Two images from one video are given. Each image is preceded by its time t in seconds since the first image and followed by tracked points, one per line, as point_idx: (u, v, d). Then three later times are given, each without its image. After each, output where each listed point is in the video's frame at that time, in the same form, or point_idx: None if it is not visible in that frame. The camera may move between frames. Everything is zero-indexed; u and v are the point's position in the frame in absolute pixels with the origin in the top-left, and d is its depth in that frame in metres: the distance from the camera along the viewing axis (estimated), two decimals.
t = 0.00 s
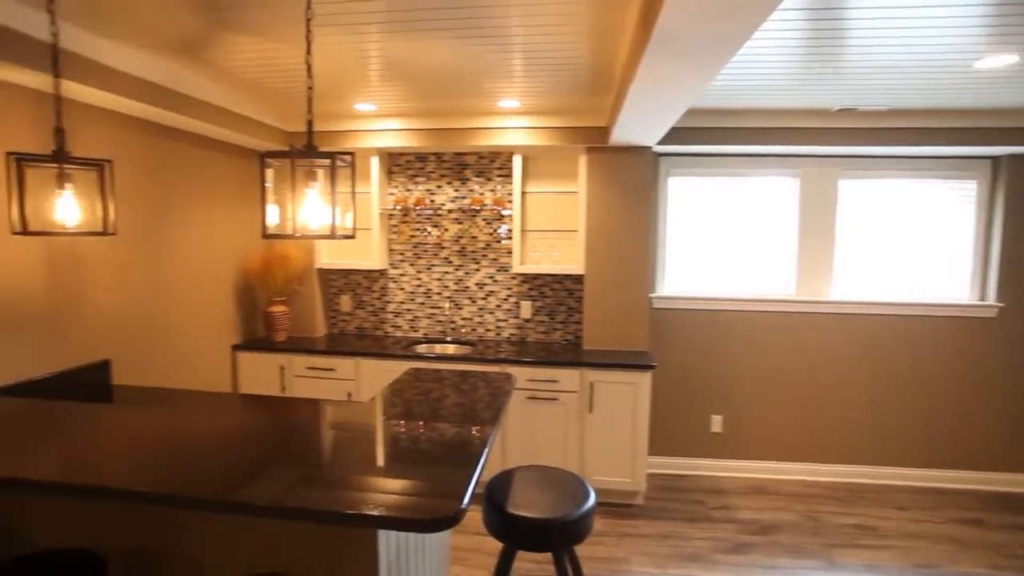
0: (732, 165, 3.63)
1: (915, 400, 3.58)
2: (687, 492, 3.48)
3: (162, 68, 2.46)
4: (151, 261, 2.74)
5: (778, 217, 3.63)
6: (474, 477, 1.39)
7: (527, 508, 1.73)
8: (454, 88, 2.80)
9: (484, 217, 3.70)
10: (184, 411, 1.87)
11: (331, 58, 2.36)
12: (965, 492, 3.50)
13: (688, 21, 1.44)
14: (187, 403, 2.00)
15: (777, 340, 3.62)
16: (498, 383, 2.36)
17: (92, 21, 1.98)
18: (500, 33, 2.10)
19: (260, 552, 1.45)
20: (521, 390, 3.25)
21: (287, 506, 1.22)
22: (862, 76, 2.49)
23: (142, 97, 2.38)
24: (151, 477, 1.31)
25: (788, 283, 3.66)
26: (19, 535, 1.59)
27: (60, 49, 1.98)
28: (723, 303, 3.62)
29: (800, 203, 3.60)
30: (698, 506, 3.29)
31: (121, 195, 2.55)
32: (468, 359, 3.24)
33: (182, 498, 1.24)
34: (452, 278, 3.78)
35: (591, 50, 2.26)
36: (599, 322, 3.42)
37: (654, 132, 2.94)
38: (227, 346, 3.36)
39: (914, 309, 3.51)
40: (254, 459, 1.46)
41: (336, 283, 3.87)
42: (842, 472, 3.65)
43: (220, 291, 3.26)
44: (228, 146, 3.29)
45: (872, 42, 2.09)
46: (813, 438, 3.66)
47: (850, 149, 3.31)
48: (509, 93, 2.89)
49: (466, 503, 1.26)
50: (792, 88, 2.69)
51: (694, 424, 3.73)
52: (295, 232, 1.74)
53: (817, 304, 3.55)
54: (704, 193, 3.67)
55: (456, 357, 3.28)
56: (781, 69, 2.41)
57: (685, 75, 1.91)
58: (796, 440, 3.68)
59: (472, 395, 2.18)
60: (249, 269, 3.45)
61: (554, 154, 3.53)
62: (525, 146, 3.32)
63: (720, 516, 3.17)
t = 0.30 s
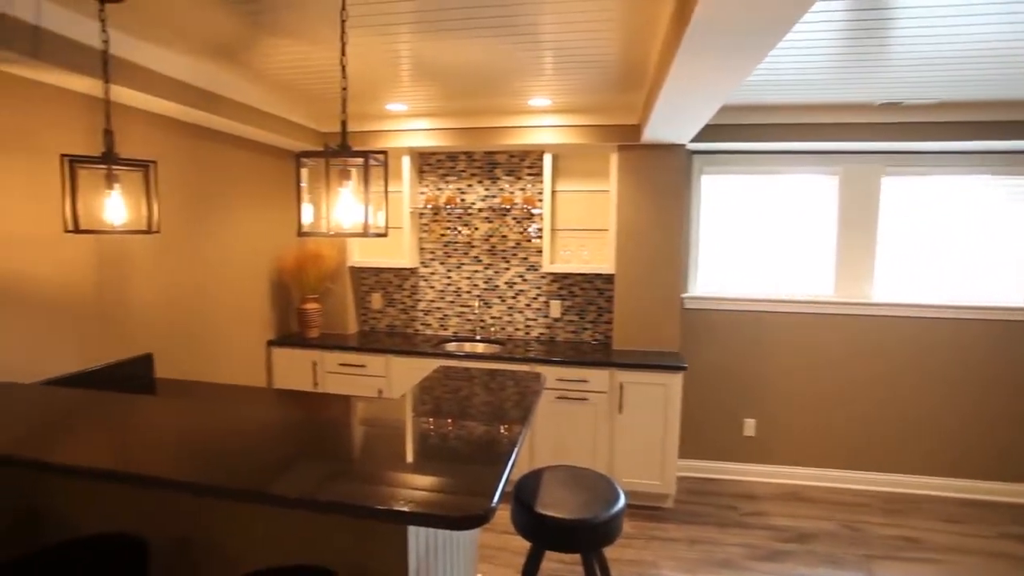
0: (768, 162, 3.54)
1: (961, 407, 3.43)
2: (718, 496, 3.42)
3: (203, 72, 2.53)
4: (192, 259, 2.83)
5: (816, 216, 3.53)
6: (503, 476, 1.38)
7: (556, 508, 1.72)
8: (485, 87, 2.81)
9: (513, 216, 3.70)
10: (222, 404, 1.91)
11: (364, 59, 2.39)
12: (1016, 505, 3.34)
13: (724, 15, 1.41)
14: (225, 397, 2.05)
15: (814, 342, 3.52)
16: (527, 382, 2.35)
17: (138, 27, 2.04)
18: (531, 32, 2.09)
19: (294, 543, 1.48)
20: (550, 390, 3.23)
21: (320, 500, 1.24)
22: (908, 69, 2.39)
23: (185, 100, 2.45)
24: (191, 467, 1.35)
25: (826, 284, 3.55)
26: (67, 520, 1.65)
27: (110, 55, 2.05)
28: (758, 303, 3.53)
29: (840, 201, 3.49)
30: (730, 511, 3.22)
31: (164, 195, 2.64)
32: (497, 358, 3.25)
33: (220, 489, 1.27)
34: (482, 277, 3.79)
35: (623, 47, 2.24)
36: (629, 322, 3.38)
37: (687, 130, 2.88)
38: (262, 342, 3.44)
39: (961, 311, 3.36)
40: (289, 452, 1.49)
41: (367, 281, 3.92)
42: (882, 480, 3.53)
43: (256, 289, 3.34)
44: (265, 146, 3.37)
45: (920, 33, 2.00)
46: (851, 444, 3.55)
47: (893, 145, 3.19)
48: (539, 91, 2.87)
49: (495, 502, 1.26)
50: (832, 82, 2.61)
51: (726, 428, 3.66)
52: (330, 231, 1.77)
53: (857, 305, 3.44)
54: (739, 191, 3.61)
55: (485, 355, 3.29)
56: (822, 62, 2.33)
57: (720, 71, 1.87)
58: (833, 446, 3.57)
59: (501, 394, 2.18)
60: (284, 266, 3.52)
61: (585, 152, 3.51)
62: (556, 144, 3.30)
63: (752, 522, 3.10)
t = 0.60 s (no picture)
0: (798, 159, 3.47)
1: (1002, 413, 3.30)
2: (744, 499, 3.36)
3: (235, 74, 2.58)
4: (223, 256, 2.89)
5: (848, 215, 3.45)
6: (527, 475, 1.38)
7: (579, 508, 1.72)
8: (510, 85, 2.80)
9: (538, 214, 3.69)
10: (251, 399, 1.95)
11: (390, 59, 2.41)
12: None
13: (755, 9, 1.37)
14: (254, 392, 2.10)
15: (845, 343, 3.43)
16: (550, 381, 2.34)
17: (173, 30, 2.09)
18: (556, 29, 2.08)
19: (320, 537, 1.50)
20: (573, 389, 3.22)
21: (346, 495, 1.26)
22: (948, 61, 2.31)
23: (218, 102, 2.50)
24: (223, 459, 1.38)
25: (858, 284, 3.47)
26: (105, 509, 1.70)
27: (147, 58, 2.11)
28: (787, 304, 3.46)
29: (874, 199, 3.39)
30: (757, 515, 3.16)
31: (197, 195, 2.70)
32: (520, 357, 3.25)
33: (249, 482, 1.29)
34: (505, 275, 3.79)
35: (650, 44, 2.21)
36: (654, 321, 3.34)
37: (713, 127, 2.84)
38: (290, 338, 3.50)
39: (1003, 313, 3.23)
40: (316, 447, 1.51)
41: (392, 279, 3.96)
42: (916, 487, 3.42)
43: (284, 286, 3.40)
44: (294, 146, 3.42)
45: (962, 23, 1.92)
46: (884, 448, 3.45)
47: (930, 141, 3.09)
48: (564, 89, 2.86)
49: (518, 500, 1.25)
50: (867, 76, 2.53)
51: (753, 430, 3.60)
52: (357, 230, 1.79)
53: (890, 306, 3.34)
54: (768, 189, 3.55)
55: (509, 354, 3.29)
56: (858, 56, 2.26)
57: (752, 67, 1.83)
58: (865, 450, 3.47)
59: (523, 393, 2.18)
60: (311, 264, 3.58)
61: (610, 150, 3.48)
62: (581, 142, 3.29)
63: (780, 527, 3.04)
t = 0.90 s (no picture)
0: (824, 156, 3.40)
1: None
2: (766, 501, 3.32)
3: (260, 75, 2.62)
4: (248, 254, 2.94)
5: (875, 212, 3.38)
6: (546, 473, 1.38)
7: (598, 507, 1.71)
8: (530, 84, 2.80)
9: (558, 212, 3.68)
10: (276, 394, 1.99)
11: (412, 58, 2.42)
12: None
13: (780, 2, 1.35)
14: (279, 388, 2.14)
15: (872, 343, 3.36)
16: (569, 379, 2.34)
17: (201, 33, 2.13)
18: (576, 26, 2.07)
19: (342, 530, 1.52)
20: (593, 388, 3.21)
21: (367, 489, 1.27)
22: (981, 53, 2.24)
23: (244, 103, 2.55)
24: (247, 452, 1.41)
25: (886, 283, 3.39)
26: (135, 500, 1.75)
27: (176, 61, 2.16)
28: (812, 303, 3.40)
29: (903, 196, 3.31)
30: (779, 518, 3.12)
31: (223, 194, 2.76)
32: (539, 355, 3.25)
33: (273, 474, 1.31)
34: (525, 274, 3.79)
35: (672, 41, 2.19)
36: (675, 320, 3.32)
37: (735, 123, 2.80)
38: (313, 335, 3.55)
39: None
40: (338, 442, 1.53)
41: (413, 277, 3.99)
42: (946, 493, 3.33)
43: (307, 283, 3.45)
44: (317, 146, 3.47)
45: (998, 13, 1.86)
46: (912, 451, 3.37)
47: (963, 135, 3.00)
48: (584, 87, 2.85)
49: (537, 498, 1.26)
50: (896, 69, 2.47)
51: (776, 431, 3.55)
52: (378, 228, 1.81)
53: (920, 306, 3.26)
54: (793, 186, 3.50)
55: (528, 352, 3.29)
56: (887, 49, 2.21)
57: (777, 62, 1.80)
58: (892, 453, 3.40)
59: (543, 391, 2.18)
60: (334, 262, 3.62)
61: (631, 148, 3.46)
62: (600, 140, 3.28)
63: (803, 530, 2.99)
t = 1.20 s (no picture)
0: (844, 153, 3.35)
1: None
2: (784, 503, 3.28)
3: (280, 76, 2.66)
4: (268, 252, 2.99)
5: (897, 210, 3.33)
6: (562, 471, 1.39)
7: (614, 505, 1.71)
8: (546, 82, 2.80)
9: (573, 211, 3.68)
10: (295, 390, 2.02)
11: (429, 58, 2.44)
12: None
13: None
14: (299, 384, 2.17)
15: (893, 343, 3.30)
16: (584, 378, 2.34)
17: (223, 35, 2.17)
18: (592, 24, 2.07)
19: (360, 524, 1.54)
20: (609, 386, 3.21)
21: (386, 484, 1.29)
22: (1009, 45, 2.18)
23: (265, 103, 2.59)
24: (269, 447, 1.43)
25: (908, 283, 3.34)
26: (159, 493, 1.79)
27: (199, 64, 2.20)
28: (832, 303, 3.35)
29: (927, 193, 3.25)
30: (797, 519, 3.09)
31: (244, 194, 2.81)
32: (555, 354, 3.25)
33: (293, 468, 1.34)
34: (541, 272, 3.79)
35: (690, 37, 2.18)
36: (691, 319, 3.30)
37: (753, 120, 2.77)
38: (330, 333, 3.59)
39: None
40: (356, 438, 1.55)
41: (429, 275, 4.02)
42: (970, 497, 3.26)
43: (325, 281, 3.49)
44: (335, 145, 3.51)
45: None
46: (935, 453, 3.31)
47: (990, 131, 2.94)
48: (601, 84, 2.84)
49: (553, 495, 1.26)
50: (920, 63, 2.42)
51: (794, 432, 3.51)
52: (396, 226, 1.82)
53: (944, 305, 3.20)
54: (812, 184, 3.46)
55: (543, 350, 3.30)
56: (910, 43, 2.17)
57: (796, 57, 1.78)
58: (914, 455, 3.34)
59: (557, 389, 2.19)
60: (351, 261, 3.66)
61: (648, 146, 3.44)
62: (619, 138, 3.26)
63: (822, 533, 2.95)
